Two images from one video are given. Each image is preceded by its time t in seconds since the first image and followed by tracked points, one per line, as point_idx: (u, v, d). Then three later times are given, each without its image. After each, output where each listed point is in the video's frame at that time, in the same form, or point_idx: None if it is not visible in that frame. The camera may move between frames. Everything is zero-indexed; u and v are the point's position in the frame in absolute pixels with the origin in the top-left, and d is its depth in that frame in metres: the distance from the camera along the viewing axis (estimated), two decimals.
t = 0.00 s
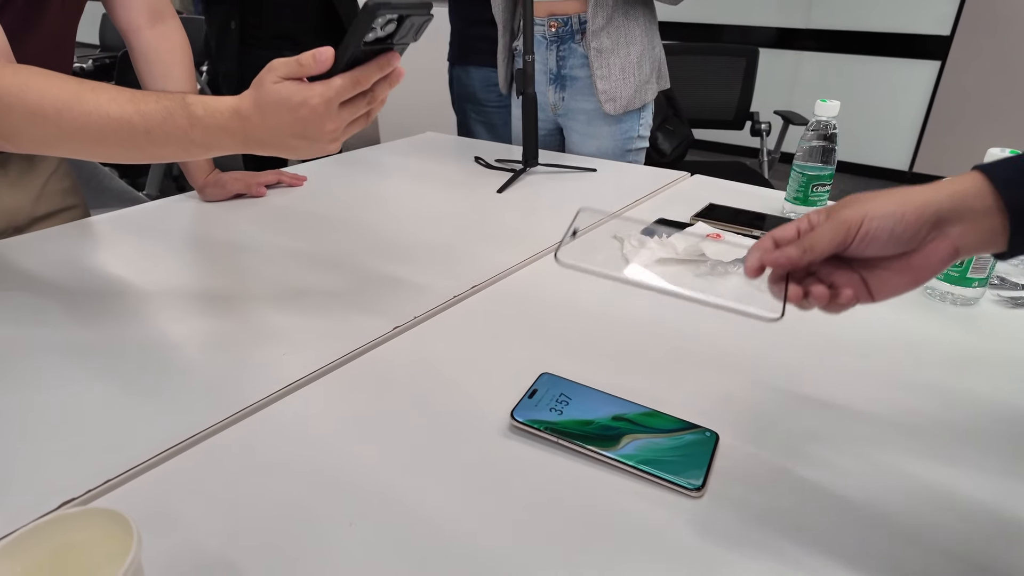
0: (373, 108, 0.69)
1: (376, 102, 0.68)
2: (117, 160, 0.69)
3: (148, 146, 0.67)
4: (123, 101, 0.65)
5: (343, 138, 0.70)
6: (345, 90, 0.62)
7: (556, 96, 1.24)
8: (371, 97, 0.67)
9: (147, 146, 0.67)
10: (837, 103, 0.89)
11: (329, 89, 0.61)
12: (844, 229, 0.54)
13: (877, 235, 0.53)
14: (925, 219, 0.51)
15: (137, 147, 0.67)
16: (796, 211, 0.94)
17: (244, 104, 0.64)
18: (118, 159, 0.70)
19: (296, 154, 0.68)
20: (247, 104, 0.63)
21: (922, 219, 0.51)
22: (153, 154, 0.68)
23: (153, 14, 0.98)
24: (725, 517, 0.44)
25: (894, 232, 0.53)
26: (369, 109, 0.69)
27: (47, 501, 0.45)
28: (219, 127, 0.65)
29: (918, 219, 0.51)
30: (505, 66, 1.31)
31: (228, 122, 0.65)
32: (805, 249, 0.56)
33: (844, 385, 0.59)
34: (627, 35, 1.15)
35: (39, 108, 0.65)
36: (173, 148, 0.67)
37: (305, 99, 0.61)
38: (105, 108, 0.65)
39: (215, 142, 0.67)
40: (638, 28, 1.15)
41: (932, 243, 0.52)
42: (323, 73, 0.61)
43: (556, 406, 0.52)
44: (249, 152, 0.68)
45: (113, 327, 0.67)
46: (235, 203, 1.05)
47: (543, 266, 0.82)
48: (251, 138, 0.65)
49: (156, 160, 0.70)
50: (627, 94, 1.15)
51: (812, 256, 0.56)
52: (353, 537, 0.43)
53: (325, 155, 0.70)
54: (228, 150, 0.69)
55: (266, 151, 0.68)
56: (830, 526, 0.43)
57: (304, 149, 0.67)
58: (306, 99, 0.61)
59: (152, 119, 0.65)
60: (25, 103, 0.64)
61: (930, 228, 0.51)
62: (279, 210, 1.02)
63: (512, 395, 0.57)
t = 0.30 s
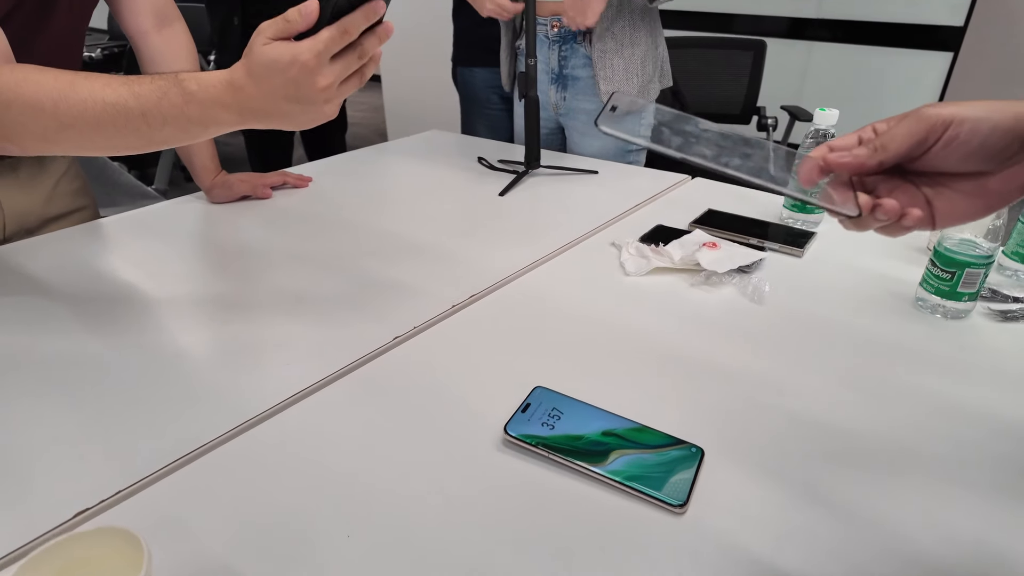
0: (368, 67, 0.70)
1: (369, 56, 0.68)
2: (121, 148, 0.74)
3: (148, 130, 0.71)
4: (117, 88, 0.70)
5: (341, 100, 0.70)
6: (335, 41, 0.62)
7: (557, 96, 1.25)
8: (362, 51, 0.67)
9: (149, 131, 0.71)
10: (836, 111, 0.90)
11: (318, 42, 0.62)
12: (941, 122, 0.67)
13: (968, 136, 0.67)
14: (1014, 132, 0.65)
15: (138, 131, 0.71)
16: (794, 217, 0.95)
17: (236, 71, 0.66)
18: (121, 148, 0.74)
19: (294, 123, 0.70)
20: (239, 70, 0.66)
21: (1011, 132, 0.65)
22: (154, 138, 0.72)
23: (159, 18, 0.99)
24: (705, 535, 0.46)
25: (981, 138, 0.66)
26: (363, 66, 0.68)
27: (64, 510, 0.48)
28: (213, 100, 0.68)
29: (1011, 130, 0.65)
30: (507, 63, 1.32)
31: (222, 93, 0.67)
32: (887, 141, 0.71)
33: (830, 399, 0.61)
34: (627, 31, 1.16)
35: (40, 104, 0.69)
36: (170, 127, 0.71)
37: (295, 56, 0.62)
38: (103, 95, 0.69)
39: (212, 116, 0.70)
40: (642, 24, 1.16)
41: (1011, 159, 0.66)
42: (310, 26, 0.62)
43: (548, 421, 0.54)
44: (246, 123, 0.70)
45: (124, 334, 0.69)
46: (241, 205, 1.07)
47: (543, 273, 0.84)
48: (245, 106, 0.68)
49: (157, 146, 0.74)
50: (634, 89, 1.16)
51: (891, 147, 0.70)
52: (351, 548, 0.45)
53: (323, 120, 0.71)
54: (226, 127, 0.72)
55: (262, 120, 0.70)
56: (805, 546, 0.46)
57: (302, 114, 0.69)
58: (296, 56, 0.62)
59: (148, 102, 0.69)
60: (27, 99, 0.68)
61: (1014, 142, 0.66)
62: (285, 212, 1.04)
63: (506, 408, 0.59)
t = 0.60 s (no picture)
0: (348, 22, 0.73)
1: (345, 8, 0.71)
2: (118, 140, 0.76)
3: (141, 114, 0.73)
4: (110, 78, 0.72)
5: (326, 56, 0.72)
6: None
7: (554, 110, 1.28)
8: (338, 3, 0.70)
9: (144, 116, 0.74)
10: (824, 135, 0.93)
11: None
12: (951, 119, 0.70)
13: (974, 135, 0.70)
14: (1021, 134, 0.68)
15: (135, 118, 0.73)
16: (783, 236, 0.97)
17: (220, 41, 0.69)
18: (118, 141, 0.77)
19: (283, 86, 0.72)
20: (223, 40, 0.69)
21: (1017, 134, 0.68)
22: (149, 123, 0.74)
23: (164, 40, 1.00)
24: (682, 561, 0.48)
25: (987, 137, 0.69)
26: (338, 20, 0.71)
27: (76, 531, 0.50)
28: (203, 72, 0.71)
29: (1018, 132, 0.68)
30: (506, 76, 1.35)
31: (210, 66, 0.70)
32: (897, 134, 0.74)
33: (810, 422, 0.63)
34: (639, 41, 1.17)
35: (35, 103, 0.72)
36: (165, 109, 0.73)
37: (273, 12, 0.65)
38: (96, 85, 0.72)
39: (202, 87, 0.72)
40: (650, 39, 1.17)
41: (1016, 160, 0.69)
42: None
43: (536, 446, 0.57)
44: (237, 93, 0.73)
45: (133, 355, 0.72)
46: (244, 220, 1.09)
47: (538, 292, 0.86)
48: (233, 74, 0.70)
49: (153, 133, 0.77)
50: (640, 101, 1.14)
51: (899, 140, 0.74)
52: (347, 570, 0.48)
53: (311, 80, 0.73)
54: (218, 103, 0.74)
55: (252, 90, 0.72)
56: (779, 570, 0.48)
57: (290, 75, 0.71)
58: (274, 12, 0.65)
59: (139, 86, 0.72)
60: (23, 98, 0.71)
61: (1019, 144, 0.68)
62: (287, 228, 1.07)
63: (497, 431, 0.61)
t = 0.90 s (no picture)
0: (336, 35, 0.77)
1: (332, 20, 0.73)
2: (115, 154, 0.77)
3: (139, 127, 0.74)
4: (106, 94, 0.73)
5: (315, 68, 0.76)
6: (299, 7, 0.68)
7: (549, 126, 1.30)
8: (327, 15, 0.73)
9: (139, 129, 0.74)
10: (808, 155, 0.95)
11: (284, 10, 0.68)
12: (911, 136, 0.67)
13: (927, 153, 0.67)
14: (973, 155, 0.66)
15: (132, 133, 0.75)
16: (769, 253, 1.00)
17: (214, 54, 0.71)
18: (114, 157, 0.77)
19: (273, 96, 0.75)
20: (217, 54, 0.71)
21: (969, 154, 0.66)
22: (147, 136, 0.75)
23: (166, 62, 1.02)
24: None
25: (940, 156, 0.67)
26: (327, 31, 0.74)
27: (82, 550, 0.53)
28: (198, 85, 0.72)
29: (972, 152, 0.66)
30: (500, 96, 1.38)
31: (205, 78, 0.72)
32: (856, 147, 0.69)
33: (789, 442, 0.66)
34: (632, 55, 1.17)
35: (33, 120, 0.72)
36: (162, 122, 0.75)
37: (264, 25, 0.68)
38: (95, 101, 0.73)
39: (198, 101, 0.73)
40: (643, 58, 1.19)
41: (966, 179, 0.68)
42: None
43: (523, 466, 0.60)
44: (230, 105, 0.75)
45: (137, 375, 0.74)
46: (245, 236, 1.12)
47: (529, 309, 0.89)
48: (227, 85, 0.72)
49: (149, 146, 0.77)
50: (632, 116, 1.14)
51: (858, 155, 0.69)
52: None
53: (301, 90, 0.76)
54: (211, 116, 0.76)
55: (245, 102, 0.75)
56: None
57: (281, 86, 0.74)
58: (266, 24, 0.68)
59: (136, 102, 0.73)
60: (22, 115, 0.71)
61: (972, 164, 0.67)
62: (285, 244, 1.09)
63: (486, 450, 0.64)
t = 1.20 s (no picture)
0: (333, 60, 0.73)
1: (328, 46, 0.70)
2: (119, 182, 0.72)
3: (140, 157, 0.69)
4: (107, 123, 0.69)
5: (312, 93, 0.72)
6: (294, 32, 0.65)
7: (544, 144, 1.33)
8: (321, 42, 0.69)
9: (139, 159, 0.70)
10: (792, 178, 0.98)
11: (280, 38, 0.64)
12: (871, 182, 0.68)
13: (886, 195, 0.68)
14: (928, 197, 0.66)
15: (133, 162, 0.70)
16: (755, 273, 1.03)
17: (212, 82, 0.67)
18: (112, 186, 0.72)
19: (274, 124, 0.71)
20: (214, 81, 0.67)
21: (926, 195, 0.67)
22: (148, 165, 0.70)
23: (168, 87, 1.05)
24: None
25: (898, 198, 0.68)
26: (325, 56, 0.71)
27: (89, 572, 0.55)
28: (196, 113, 0.68)
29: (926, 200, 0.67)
30: (495, 116, 1.42)
31: (203, 106, 0.68)
32: (818, 184, 0.70)
33: (769, 464, 0.68)
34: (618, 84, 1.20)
35: (37, 150, 0.68)
36: (163, 151, 0.70)
37: (260, 53, 0.64)
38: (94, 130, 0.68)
39: (198, 130, 0.69)
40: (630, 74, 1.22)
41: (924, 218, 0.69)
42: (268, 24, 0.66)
43: (511, 489, 0.62)
44: (231, 132, 0.70)
45: (141, 397, 0.77)
46: (245, 254, 1.14)
47: (521, 329, 0.91)
48: (227, 113, 0.68)
49: (149, 175, 0.72)
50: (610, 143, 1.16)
51: (819, 192, 0.71)
52: None
53: (299, 116, 0.72)
54: (211, 145, 0.71)
55: (246, 129, 0.70)
56: None
57: (280, 113, 0.70)
58: (261, 53, 0.64)
59: (137, 130, 0.68)
60: (22, 146, 0.67)
61: (928, 205, 0.67)
62: (284, 262, 1.12)
63: (477, 472, 0.66)
